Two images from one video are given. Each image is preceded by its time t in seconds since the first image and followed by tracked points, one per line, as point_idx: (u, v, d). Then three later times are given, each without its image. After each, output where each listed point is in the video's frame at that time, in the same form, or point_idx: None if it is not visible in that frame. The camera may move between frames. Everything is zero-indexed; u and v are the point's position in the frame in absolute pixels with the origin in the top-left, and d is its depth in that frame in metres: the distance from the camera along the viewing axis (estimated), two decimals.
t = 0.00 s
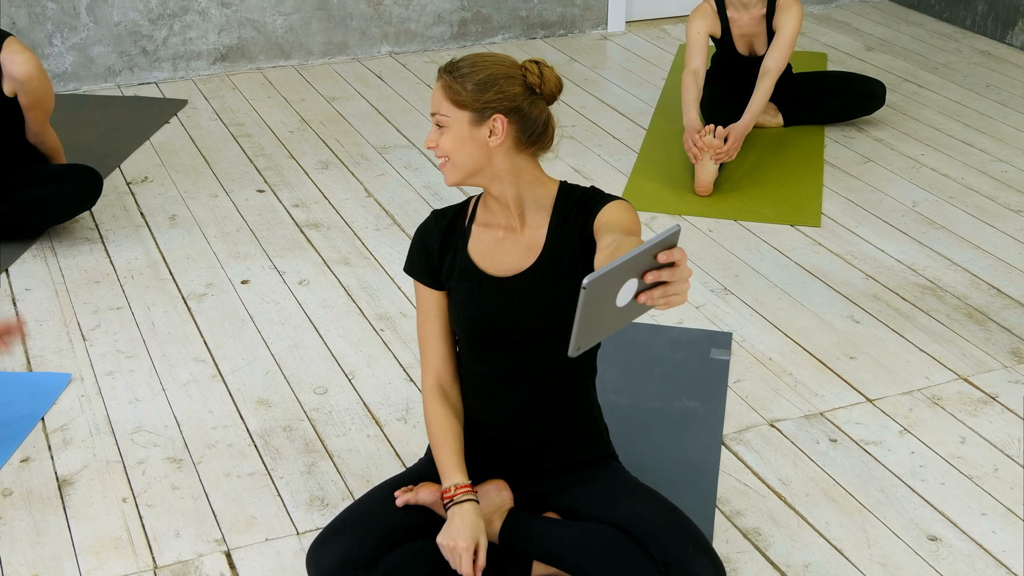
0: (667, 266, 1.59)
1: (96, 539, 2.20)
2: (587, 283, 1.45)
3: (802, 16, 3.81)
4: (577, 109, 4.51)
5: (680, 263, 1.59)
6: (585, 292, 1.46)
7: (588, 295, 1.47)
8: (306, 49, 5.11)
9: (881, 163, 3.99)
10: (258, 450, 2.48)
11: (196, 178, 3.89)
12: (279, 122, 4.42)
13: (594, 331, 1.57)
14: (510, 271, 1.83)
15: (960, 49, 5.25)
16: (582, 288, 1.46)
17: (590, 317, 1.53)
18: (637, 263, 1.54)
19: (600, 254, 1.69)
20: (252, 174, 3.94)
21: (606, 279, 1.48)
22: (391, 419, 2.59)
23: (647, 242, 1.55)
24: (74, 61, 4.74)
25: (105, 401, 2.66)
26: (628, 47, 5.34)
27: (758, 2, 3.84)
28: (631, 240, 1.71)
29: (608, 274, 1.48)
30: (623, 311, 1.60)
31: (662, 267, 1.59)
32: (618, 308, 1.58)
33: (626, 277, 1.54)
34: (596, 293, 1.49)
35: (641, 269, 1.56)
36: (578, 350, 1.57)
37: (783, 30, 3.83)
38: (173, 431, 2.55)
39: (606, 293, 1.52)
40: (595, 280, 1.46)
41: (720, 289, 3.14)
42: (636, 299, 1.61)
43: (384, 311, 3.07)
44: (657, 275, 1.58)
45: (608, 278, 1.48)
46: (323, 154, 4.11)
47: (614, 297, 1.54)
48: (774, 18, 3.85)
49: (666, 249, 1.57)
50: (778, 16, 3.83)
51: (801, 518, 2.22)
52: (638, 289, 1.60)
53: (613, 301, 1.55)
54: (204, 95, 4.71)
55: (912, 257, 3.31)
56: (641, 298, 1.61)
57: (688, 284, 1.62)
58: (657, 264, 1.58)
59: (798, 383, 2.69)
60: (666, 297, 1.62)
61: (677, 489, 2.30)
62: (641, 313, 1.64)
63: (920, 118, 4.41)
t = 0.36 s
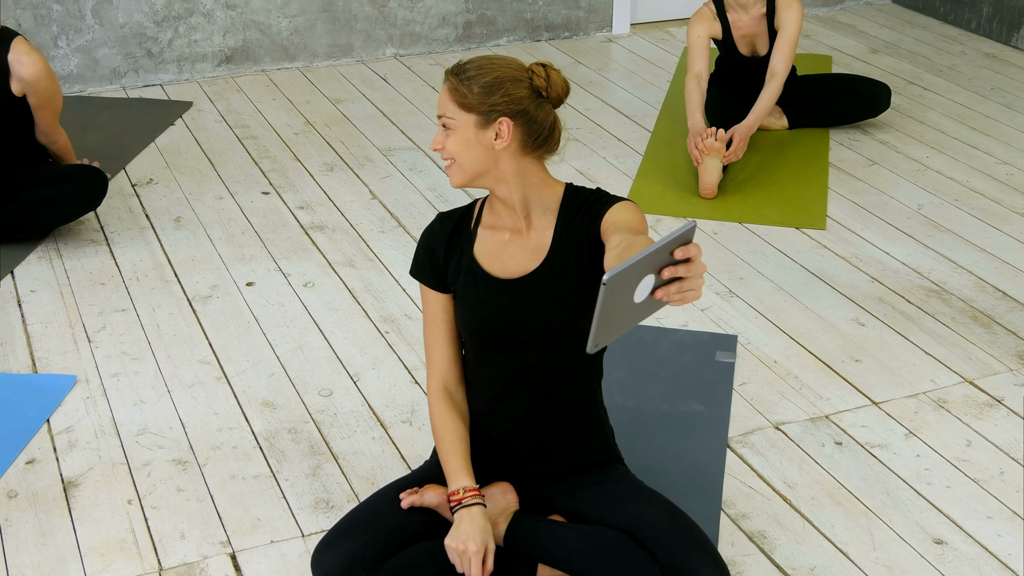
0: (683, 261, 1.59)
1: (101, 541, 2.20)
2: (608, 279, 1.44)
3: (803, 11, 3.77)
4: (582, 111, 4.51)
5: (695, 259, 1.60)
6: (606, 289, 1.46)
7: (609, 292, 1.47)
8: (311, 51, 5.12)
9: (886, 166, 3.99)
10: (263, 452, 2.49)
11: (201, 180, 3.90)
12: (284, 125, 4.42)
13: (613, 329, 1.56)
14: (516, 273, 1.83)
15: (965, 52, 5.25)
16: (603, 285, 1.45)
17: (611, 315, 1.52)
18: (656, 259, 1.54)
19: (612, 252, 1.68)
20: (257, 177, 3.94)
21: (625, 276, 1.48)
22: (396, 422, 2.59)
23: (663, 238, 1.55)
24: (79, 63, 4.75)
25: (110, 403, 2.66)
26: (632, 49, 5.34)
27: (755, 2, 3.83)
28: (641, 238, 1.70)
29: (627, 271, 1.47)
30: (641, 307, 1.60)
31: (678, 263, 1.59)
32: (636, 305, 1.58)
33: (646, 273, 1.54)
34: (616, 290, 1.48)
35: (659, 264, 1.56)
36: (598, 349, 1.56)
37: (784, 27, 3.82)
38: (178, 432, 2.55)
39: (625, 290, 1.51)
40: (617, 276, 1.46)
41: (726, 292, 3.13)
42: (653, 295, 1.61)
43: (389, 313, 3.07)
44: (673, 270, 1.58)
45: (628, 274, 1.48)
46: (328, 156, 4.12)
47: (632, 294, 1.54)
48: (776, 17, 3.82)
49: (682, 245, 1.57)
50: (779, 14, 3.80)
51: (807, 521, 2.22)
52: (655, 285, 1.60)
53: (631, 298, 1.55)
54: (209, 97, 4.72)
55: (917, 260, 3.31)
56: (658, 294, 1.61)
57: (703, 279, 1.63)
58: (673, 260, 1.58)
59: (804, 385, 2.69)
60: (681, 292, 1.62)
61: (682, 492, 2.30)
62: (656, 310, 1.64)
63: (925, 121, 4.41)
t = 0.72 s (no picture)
0: (697, 259, 1.59)
1: (109, 543, 2.21)
2: (624, 276, 1.44)
3: None
4: (589, 114, 4.51)
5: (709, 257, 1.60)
6: (621, 287, 1.46)
7: (624, 290, 1.47)
8: (318, 53, 5.13)
9: (894, 169, 3.98)
10: (271, 455, 2.49)
11: (209, 182, 3.90)
12: (292, 127, 4.43)
13: (629, 327, 1.56)
14: (525, 276, 1.83)
15: (973, 55, 5.24)
16: (618, 283, 1.45)
17: (625, 313, 1.52)
18: (670, 256, 1.54)
19: (624, 253, 1.68)
20: (264, 179, 3.95)
21: (640, 274, 1.48)
22: (403, 424, 2.59)
23: (677, 236, 1.55)
24: (87, 65, 4.76)
25: (118, 406, 2.66)
26: (639, 52, 5.34)
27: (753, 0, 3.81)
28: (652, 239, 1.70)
29: (642, 268, 1.48)
30: (656, 305, 1.60)
31: (692, 260, 1.59)
32: (651, 303, 1.58)
33: (660, 270, 1.54)
34: (631, 288, 1.48)
35: (673, 262, 1.56)
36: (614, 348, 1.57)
37: (785, 13, 3.84)
38: (186, 435, 2.56)
39: (639, 289, 1.51)
40: (632, 272, 1.46)
41: (733, 296, 3.13)
42: (668, 293, 1.61)
43: (396, 316, 3.07)
44: (687, 267, 1.58)
45: (642, 272, 1.48)
46: (335, 159, 4.12)
47: (647, 291, 1.54)
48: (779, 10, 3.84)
49: (695, 243, 1.57)
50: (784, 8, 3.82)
51: (815, 525, 2.22)
52: (669, 283, 1.60)
53: (646, 295, 1.55)
54: (217, 99, 4.73)
55: (925, 263, 3.30)
56: (672, 291, 1.61)
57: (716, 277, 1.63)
58: (687, 257, 1.58)
59: (811, 389, 2.68)
60: (695, 290, 1.62)
61: (690, 495, 2.29)
62: (671, 308, 1.64)
63: (933, 125, 4.40)
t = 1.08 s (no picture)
0: (705, 262, 1.59)
1: (115, 545, 2.21)
2: (634, 281, 1.45)
3: None
4: (595, 116, 4.52)
5: (717, 261, 1.60)
6: (630, 293, 1.46)
7: (632, 296, 1.47)
8: (324, 55, 5.13)
9: (901, 172, 3.98)
10: (277, 456, 2.49)
11: (215, 184, 3.91)
12: (298, 129, 4.44)
13: (638, 331, 1.57)
14: (532, 277, 1.83)
15: (979, 58, 5.23)
16: (627, 289, 1.45)
17: (635, 318, 1.52)
18: (679, 260, 1.54)
19: (632, 255, 1.69)
20: (271, 180, 3.95)
21: (648, 279, 1.48)
22: (409, 426, 2.60)
23: (685, 240, 1.55)
24: (94, 67, 4.77)
25: (124, 407, 2.67)
26: (645, 54, 5.34)
27: None
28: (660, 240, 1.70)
29: (651, 273, 1.48)
30: (664, 308, 1.60)
31: (700, 264, 1.60)
32: (660, 306, 1.58)
33: (669, 274, 1.54)
34: (640, 292, 1.49)
35: (681, 265, 1.56)
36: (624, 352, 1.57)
37: (786, 6, 3.92)
38: (192, 436, 2.56)
39: (648, 294, 1.52)
40: (643, 277, 1.46)
41: (739, 298, 3.13)
42: (676, 296, 1.61)
43: (402, 318, 3.07)
44: (695, 271, 1.59)
45: (650, 277, 1.48)
46: (341, 161, 4.13)
47: (656, 296, 1.54)
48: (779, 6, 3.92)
49: (703, 246, 1.57)
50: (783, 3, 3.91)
51: (821, 528, 2.21)
52: (678, 286, 1.60)
53: (654, 300, 1.55)
54: (223, 101, 4.73)
55: (931, 266, 3.30)
56: (681, 294, 1.61)
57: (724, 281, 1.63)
58: (695, 261, 1.59)
59: (818, 392, 2.68)
60: (704, 293, 1.62)
61: (697, 498, 2.29)
62: (679, 311, 1.64)
63: (940, 127, 4.39)
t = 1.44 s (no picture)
0: (711, 261, 1.59)
1: (123, 547, 2.22)
2: (640, 281, 1.45)
3: None
4: (602, 119, 4.52)
5: (722, 260, 1.60)
6: (636, 292, 1.46)
7: (639, 294, 1.47)
8: (332, 58, 5.14)
9: (908, 175, 3.97)
10: (284, 458, 2.50)
11: (223, 186, 3.92)
12: (306, 131, 4.45)
13: (645, 331, 1.57)
14: (539, 280, 1.83)
15: (987, 61, 5.22)
16: (633, 288, 1.45)
17: (641, 318, 1.52)
18: (684, 260, 1.54)
19: (638, 255, 1.69)
20: (279, 183, 3.96)
21: (655, 278, 1.48)
22: (416, 429, 2.60)
23: (690, 239, 1.55)
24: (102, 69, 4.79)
25: (132, 409, 2.67)
26: (653, 57, 5.34)
27: None
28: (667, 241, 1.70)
29: (656, 272, 1.48)
30: (671, 308, 1.60)
31: (706, 263, 1.60)
32: (666, 306, 1.58)
33: (675, 273, 1.54)
34: (647, 292, 1.49)
35: (686, 265, 1.56)
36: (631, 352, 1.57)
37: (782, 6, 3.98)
38: (200, 438, 2.57)
39: (655, 293, 1.52)
40: (649, 276, 1.46)
41: (746, 301, 3.13)
42: (682, 296, 1.61)
43: (409, 320, 3.08)
44: (701, 270, 1.58)
45: (656, 276, 1.48)
46: (349, 163, 4.13)
47: (662, 295, 1.54)
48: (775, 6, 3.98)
49: (709, 246, 1.58)
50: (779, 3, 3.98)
51: (828, 532, 2.21)
52: (684, 286, 1.60)
53: (661, 299, 1.55)
54: (231, 104, 4.75)
55: (939, 269, 3.29)
56: (686, 294, 1.61)
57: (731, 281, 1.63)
58: (700, 260, 1.59)
59: (825, 396, 2.67)
60: (710, 292, 1.62)
61: (704, 502, 2.29)
62: (685, 311, 1.64)
63: (947, 130, 4.39)
